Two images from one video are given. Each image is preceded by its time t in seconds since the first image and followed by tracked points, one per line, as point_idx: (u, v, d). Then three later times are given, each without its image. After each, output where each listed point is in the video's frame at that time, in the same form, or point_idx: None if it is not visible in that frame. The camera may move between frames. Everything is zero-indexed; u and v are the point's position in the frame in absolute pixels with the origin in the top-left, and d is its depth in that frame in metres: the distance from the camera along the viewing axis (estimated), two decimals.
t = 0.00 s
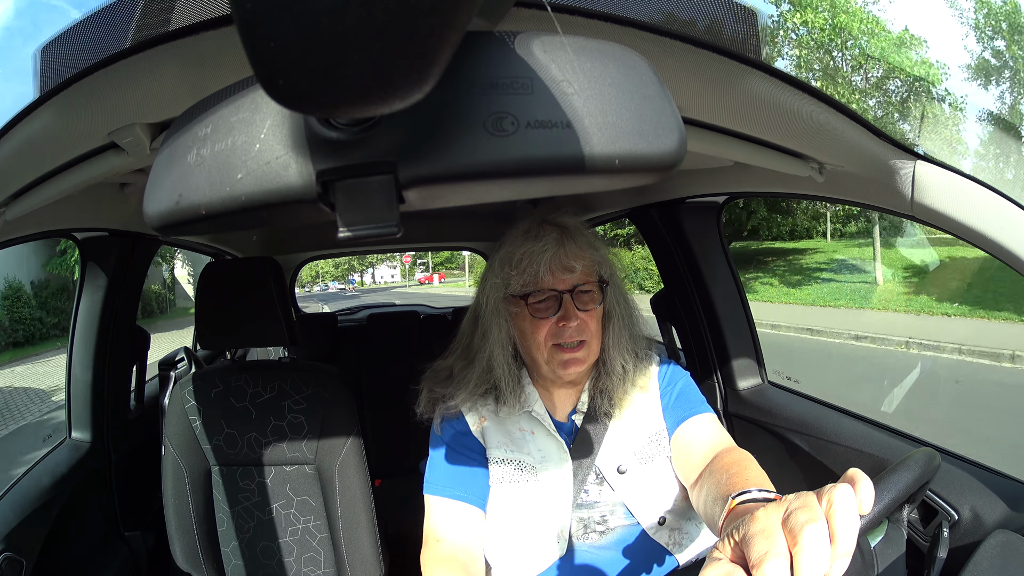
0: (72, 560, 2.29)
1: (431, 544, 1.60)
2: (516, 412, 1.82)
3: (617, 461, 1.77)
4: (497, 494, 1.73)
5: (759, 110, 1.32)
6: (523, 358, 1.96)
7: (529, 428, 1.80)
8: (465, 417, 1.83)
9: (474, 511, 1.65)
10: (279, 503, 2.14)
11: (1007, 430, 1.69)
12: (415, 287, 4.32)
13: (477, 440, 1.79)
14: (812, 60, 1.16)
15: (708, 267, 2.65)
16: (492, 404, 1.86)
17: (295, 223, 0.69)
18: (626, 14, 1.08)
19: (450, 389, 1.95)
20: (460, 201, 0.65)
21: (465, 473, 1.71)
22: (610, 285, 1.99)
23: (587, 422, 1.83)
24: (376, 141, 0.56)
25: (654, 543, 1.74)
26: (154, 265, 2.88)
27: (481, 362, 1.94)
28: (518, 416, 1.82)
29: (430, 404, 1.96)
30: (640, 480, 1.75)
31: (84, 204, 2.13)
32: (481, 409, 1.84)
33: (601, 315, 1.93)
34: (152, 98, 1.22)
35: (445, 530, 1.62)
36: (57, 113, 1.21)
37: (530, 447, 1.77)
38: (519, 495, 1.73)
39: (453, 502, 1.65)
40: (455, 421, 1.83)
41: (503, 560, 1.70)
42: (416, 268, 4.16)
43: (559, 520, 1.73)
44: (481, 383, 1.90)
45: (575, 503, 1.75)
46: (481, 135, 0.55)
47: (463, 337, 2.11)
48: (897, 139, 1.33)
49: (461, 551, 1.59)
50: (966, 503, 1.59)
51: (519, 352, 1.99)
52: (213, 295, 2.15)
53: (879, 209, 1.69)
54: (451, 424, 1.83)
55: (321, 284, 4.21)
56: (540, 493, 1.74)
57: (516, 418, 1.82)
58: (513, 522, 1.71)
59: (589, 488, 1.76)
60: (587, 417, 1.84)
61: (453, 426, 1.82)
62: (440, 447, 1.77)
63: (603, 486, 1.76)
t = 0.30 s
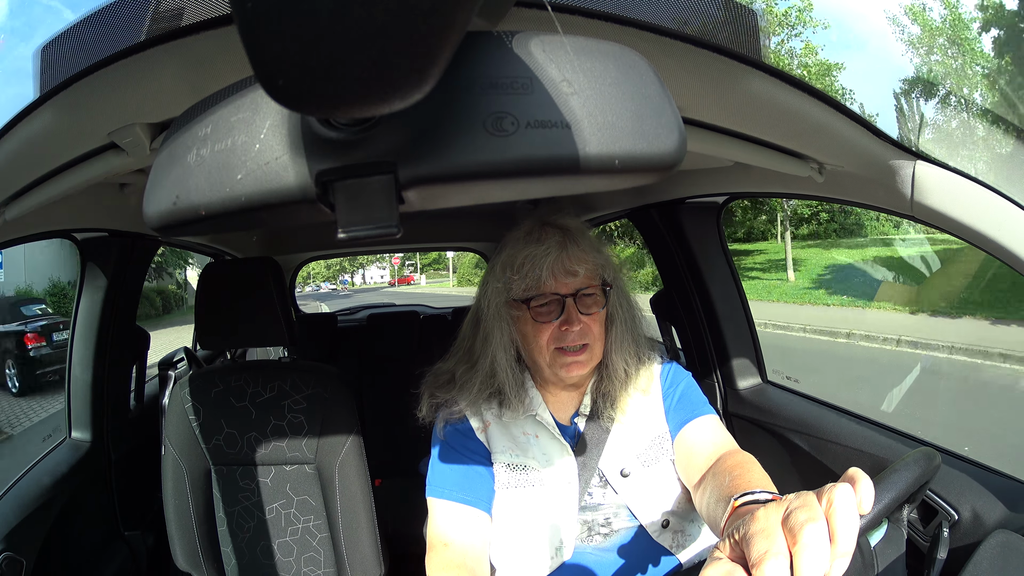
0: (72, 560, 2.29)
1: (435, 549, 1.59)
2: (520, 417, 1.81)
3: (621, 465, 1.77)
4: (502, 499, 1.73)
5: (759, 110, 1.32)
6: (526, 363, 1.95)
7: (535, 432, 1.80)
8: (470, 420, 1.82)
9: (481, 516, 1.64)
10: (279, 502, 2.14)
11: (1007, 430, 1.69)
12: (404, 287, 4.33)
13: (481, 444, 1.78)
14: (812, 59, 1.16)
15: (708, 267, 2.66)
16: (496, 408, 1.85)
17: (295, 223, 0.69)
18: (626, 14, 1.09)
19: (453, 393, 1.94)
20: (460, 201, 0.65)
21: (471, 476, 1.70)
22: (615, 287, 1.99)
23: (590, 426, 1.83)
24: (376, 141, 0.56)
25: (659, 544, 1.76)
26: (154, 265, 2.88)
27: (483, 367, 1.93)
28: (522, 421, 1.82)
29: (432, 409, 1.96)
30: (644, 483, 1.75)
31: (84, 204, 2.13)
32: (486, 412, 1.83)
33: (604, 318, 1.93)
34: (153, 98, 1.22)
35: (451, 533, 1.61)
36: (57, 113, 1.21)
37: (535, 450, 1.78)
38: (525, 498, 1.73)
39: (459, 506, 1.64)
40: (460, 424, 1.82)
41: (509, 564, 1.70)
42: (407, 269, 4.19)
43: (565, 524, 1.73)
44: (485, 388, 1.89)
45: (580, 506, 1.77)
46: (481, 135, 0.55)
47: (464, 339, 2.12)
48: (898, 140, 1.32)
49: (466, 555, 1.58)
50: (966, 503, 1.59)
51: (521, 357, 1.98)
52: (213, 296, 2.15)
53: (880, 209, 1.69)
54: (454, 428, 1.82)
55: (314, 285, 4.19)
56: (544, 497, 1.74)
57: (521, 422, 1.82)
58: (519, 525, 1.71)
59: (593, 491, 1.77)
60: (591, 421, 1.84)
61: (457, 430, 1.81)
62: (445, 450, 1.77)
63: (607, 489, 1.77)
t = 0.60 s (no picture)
0: (72, 559, 2.29)
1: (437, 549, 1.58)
2: (522, 417, 1.81)
3: (622, 466, 1.77)
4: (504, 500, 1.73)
5: (759, 110, 1.32)
6: (529, 362, 1.95)
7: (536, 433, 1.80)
8: (472, 421, 1.83)
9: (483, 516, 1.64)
10: (279, 502, 2.14)
11: (1007, 430, 1.69)
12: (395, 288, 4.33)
13: (483, 443, 1.79)
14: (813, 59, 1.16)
15: (709, 267, 2.66)
16: (498, 408, 1.84)
17: (295, 223, 0.69)
18: (626, 14, 1.09)
19: (457, 392, 1.94)
20: (460, 201, 0.65)
21: (473, 475, 1.70)
22: (620, 289, 1.99)
23: (591, 425, 1.83)
24: (377, 141, 0.56)
25: (660, 545, 1.76)
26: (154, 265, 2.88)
27: (487, 366, 1.94)
28: (524, 421, 1.81)
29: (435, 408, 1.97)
30: (645, 484, 1.75)
31: (84, 204, 2.13)
32: (489, 412, 1.83)
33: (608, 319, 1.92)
34: (153, 99, 1.22)
35: (452, 533, 1.61)
36: (57, 113, 1.21)
37: (537, 451, 1.78)
38: (527, 499, 1.73)
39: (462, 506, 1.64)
40: (461, 425, 1.83)
41: (509, 565, 1.70)
42: (396, 272, 4.18)
43: (566, 524, 1.73)
44: (489, 387, 1.89)
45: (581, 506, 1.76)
46: (482, 135, 0.55)
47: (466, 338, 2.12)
48: (897, 140, 1.33)
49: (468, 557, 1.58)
50: (966, 503, 1.59)
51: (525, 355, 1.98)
52: (216, 295, 2.15)
53: (880, 210, 1.69)
54: (457, 429, 1.82)
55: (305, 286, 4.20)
56: (544, 497, 1.74)
57: (522, 423, 1.81)
58: (521, 525, 1.72)
59: (594, 492, 1.77)
60: (592, 420, 1.84)
61: (460, 430, 1.82)
62: (447, 450, 1.77)
63: (608, 490, 1.77)
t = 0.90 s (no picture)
0: (72, 559, 2.29)
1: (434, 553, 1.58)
2: (518, 416, 1.81)
3: (621, 464, 1.77)
4: (501, 499, 1.73)
5: (759, 110, 1.32)
6: (524, 360, 1.96)
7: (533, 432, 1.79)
8: (469, 420, 1.82)
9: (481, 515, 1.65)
10: (279, 502, 2.14)
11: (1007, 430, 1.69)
12: (383, 288, 4.35)
13: (481, 444, 1.78)
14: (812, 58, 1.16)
15: (708, 267, 2.65)
16: (495, 407, 1.84)
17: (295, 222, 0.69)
18: (625, 14, 1.09)
19: (454, 392, 1.94)
20: (460, 201, 0.65)
21: (470, 475, 1.70)
22: (614, 285, 2.00)
23: (589, 426, 1.83)
24: (376, 141, 0.56)
25: (660, 545, 1.76)
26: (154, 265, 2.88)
27: (482, 366, 1.93)
28: (520, 420, 1.81)
29: (433, 408, 1.96)
30: (644, 483, 1.75)
31: (84, 204, 2.13)
32: (485, 412, 1.83)
33: (603, 317, 1.94)
34: (153, 99, 1.22)
35: (450, 535, 1.61)
36: (57, 113, 1.21)
37: (534, 451, 1.77)
38: (524, 499, 1.73)
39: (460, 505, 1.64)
40: (458, 424, 1.82)
41: (505, 565, 1.70)
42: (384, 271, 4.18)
43: (565, 523, 1.73)
44: (484, 386, 1.89)
45: (579, 506, 1.77)
46: (481, 135, 0.55)
47: (464, 337, 2.12)
48: (897, 140, 1.33)
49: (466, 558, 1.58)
50: (966, 503, 1.59)
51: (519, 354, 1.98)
52: (213, 294, 2.14)
53: (880, 209, 1.69)
54: (455, 429, 1.81)
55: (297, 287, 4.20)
56: (542, 497, 1.74)
57: (519, 423, 1.81)
58: (519, 525, 1.71)
59: (593, 492, 1.77)
60: (591, 420, 1.84)
61: (458, 430, 1.81)
62: (444, 450, 1.77)
63: (607, 489, 1.77)
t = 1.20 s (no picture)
0: (72, 559, 2.29)
1: (426, 550, 1.57)
2: (518, 416, 1.81)
3: (621, 464, 1.76)
4: (498, 501, 1.74)
5: (760, 110, 1.32)
6: (527, 361, 1.95)
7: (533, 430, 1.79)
8: (469, 420, 1.84)
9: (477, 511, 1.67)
10: (279, 502, 2.14)
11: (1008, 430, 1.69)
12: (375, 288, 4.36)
13: (480, 445, 1.79)
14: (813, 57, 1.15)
15: (709, 267, 2.65)
16: (495, 408, 1.85)
17: (295, 222, 0.69)
18: (626, 14, 1.09)
19: (456, 391, 1.94)
20: (460, 201, 0.65)
21: (466, 474, 1.71)
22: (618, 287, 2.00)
23: (590, 424, 1.82)
24: (376, 141, 0.56)
25: (660, 544, 1.75)
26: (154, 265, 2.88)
27: (484, 365, 1.94)
28: (521, 420, 1.81)
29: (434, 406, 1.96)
30: (645, 482, 1.75)
31: (84, 204, 2.13)
32: (485, 412, 1.84)
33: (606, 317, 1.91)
34: (153, 99, 1.22)
35: (443, 532, 1.61)
36: (57, 113, 1.21)
37: (533, 450, 1.77)
38: (523, 499, 1.74)
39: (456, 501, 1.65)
40: (459, 424, 1.84)
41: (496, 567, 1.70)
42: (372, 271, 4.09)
43: (563, 524, 1.73)
44: (485, 386, 1.89)
45: (580, 505, 1.76)
46: (481, 135, 0.55)
47: (466, 337, 2.12)
48: (898, 140, 1.33)
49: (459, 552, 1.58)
50: (966, 503, 1.59)
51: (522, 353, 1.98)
52: (215, 295, 2.14)
53: (880, 209, 1.69)
54: (455, 429, 1.83)
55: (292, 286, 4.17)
56: (540, 497, 1.74)
57: (519, 422, 1.81)
58: (518, 524, 1.73)
59: (593, 490, 1.76)
60: (592, 419, 1.83)
61: (457, 432, 1.83)
62: (443, 449, 1.79)
63: (608, 488, 1.76)
